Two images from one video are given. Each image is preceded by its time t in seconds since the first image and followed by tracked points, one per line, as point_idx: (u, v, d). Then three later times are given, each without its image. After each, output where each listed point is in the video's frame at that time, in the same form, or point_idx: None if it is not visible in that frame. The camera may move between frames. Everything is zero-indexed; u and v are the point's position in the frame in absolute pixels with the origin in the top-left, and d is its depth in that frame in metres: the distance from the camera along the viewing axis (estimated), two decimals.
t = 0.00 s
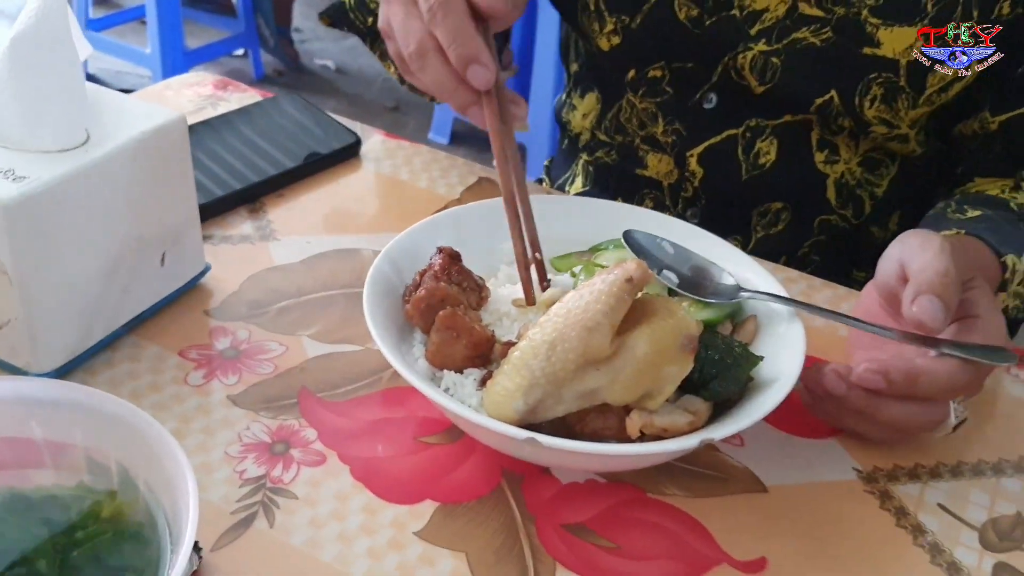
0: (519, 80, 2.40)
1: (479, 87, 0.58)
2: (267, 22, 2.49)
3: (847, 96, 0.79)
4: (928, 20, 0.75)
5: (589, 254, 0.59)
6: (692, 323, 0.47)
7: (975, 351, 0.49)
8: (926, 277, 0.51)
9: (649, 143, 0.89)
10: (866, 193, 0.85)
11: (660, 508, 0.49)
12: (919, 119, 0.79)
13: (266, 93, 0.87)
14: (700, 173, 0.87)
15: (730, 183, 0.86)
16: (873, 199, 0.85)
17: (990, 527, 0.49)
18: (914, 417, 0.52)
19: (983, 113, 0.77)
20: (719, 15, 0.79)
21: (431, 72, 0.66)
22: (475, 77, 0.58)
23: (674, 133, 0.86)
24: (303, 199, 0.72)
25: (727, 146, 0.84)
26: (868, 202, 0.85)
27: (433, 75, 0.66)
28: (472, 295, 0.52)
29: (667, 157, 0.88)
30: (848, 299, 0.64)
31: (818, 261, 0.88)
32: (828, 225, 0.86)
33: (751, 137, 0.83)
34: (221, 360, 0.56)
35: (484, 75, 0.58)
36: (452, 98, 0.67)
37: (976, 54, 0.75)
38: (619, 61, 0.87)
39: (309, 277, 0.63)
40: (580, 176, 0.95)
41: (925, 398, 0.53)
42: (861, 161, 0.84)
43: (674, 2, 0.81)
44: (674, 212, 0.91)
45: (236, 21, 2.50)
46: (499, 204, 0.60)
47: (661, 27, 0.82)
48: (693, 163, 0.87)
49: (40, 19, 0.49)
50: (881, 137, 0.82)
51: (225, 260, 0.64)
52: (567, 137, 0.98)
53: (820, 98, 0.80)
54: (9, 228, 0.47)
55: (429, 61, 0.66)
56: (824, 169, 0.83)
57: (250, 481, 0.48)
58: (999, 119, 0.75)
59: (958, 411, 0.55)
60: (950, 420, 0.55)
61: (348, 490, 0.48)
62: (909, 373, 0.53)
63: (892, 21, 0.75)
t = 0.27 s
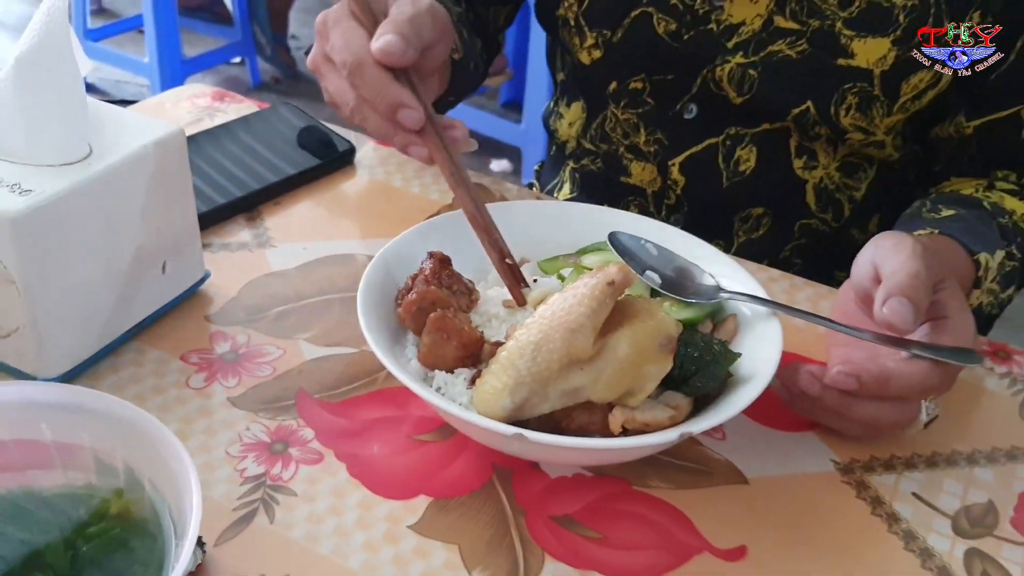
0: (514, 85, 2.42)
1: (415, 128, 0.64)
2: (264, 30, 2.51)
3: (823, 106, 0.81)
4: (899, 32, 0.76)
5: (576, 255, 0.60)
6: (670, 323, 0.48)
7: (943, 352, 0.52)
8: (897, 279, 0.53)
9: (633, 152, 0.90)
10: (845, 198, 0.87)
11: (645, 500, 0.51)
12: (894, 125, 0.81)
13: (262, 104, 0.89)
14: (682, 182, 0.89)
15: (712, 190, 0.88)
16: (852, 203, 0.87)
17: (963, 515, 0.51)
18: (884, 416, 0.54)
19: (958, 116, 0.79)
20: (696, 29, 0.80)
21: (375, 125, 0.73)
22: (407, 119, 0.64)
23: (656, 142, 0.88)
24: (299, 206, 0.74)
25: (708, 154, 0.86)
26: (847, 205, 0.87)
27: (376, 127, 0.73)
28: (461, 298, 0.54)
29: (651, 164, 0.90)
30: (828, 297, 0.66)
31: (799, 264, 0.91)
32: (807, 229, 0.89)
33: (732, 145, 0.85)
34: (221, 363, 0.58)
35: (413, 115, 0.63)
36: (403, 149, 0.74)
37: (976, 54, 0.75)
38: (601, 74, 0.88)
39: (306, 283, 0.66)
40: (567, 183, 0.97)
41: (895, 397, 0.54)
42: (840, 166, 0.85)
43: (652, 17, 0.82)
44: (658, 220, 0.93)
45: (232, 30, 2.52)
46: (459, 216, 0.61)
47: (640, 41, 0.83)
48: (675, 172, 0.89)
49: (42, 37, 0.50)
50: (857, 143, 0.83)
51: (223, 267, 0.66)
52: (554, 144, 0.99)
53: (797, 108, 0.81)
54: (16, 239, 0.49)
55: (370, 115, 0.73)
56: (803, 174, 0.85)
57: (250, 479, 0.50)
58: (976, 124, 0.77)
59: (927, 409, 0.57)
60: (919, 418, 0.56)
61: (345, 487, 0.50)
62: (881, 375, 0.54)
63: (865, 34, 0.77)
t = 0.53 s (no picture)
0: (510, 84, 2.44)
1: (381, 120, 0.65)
2: (263, 30, 2.53)
3: (808, 107, 0.82)
4: (882, 32, 0.77)
5: (569, 247, 0.62)
6: (658, 310, 0.50)
7: (923, 340, 0.53)
8: (880, 267, 0.54)
9: (624, 150, 0.91)
10: (832, 192, 0.88)
11: (634, 483, 0.52)
12: (878, 122, 0.83)
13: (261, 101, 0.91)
14: (673, 178, 0.90)
15: (702, 186, 0.90)
16: (839, 198, 0.89)
17: (943, 496, 0.53)
18: (866, 401, 0.55)
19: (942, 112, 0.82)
20: (685, 31, 0.82)
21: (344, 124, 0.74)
22: (370, 114, 0.65)
23: (647, 140, 0.90)
24: (299, 201, 0.75)
25: (698, 152, 0.88)
26: (834, 200, 0.89)
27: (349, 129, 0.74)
28: (456, 288, 0.56)
29: (642, 161, 0.91)
30: (814, 288, 0.67)
31: (787, 258, 0.93)
32: (796, 224, 0.90)
33: (721, 143, 0.87)
34: (223, 352, 0.60)
35: (374, 107, 0.65)
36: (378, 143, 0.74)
37: (976, 54, 0.76)
38: (592, 73, 0.89)
39: (305, 275, 0.67)
40: (561, 180, 0.98)
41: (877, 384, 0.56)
42: (826, 162, 0.87)
43: (642, 18, 0.83)
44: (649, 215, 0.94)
45: (231, 30, 2.54)
46: (452, 208, 0.63)
47: (631, 41, 0.85)
48: (667, 168, 0.90)
49: (52, 35, 0.52)
50: (843, 139, 0.85)
51: (225, 260, 0.68)
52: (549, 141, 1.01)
53: (784, 107, 0.83)
54: (24, 231, 0.51)
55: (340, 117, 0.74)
56: (791, 171, 0.87)
57: (252, 462, 0.52)
58: (959, 120, 0.80)
59: (908, 394, 0.57)
60: (899, 403, 0.57)
61: (343, 470, 0.52)
62: (863, 362, 0.56)
63: (849, 34, 0.78)
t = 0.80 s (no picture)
0: (504, 80, 2.45)
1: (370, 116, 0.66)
2: (257, 28, 2.54)
3: (788, 91, 0.83)
4: (859, 19, 0.79)
5: (552, 226, 0.63)
6: (634, 282, 0.52)
7: (895, 313, 0.55)
8: (853, 241, 0.55)
9: (609, 136, 0.93)
10: (813, 177, 0.89)
11: (612, 452, 0.54)
12: (858, 107, 0.84)
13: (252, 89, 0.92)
14: (656, 164, 0.92)
15: (686, 170, 0.91)
16: (820, 182, 0.90)
17: (915, 465, 0.54)
18: (840, 372, 0.57)
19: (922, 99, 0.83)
20: (668, 17, 0.83)
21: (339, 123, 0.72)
22: (359, 110, 0.66)
23: (631, 126, 0.91)
24: (287, 185, 0.77)
25: (682, 137, 0.90)
26: (815, 185, 0.90)
27: (343, 126, 0.72)
28: (439, 264, 0.57)
29: (626, 147, 0.93)
30: (793, 267, 0.69)
31: (770, 243, 0.94)
32: (778, 208, 0.91)
33: (703, 129, 0.88)
34: (211, 330, 0.61)
35: (363, 103, 0.65)
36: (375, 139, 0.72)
37: (976, 54, 0.77)
38: (577, 60, 0.90)
39: (293, 256, 0.68)
40: (547, 166, 0.98)
41: (848, 355, 0.57)
42: (807, 148, 0.88)
43: (625, 4, 0.85)
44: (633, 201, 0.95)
45: (226, 28, 2.55)
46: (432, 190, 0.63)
47: (615, 28, 0.86)
48: (650, 154, 0.92)
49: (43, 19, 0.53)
50: (823, 125, 0.86)
51: (214, 241, 0.69)
52: (536, 129, 1.01)
53: (764, 93, 0.84)
54: (15, 208, 0.52)
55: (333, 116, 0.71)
56: (771, 156, 0.88)
57: (239, 434, 0.53)
58: (937, 106, 0.81)
59: (879, 365, 0.59)
60: (871, 375, 0.59)
61: (328, 441, 0.53)
62: (833, 333, 0.57)
63: (828, 20, 0.80)
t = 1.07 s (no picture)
0: (494, 71, 2.45)
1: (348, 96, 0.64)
2: (246, 20, 2.53)
3: (772, 66, 0.83)
4: None
5: (536, 198, 0.63)
6: (616, 249, 0.51)
7: (878, 280, 0.54)
8: (837, 207, 0.55)
9: (595, 114, 0.93)
10: (799, 153, 0.90)
11: (596, 420, 0.53)
12: (842, 82, 0.84)
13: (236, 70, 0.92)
14: (642, 142, 0.92)
15: (672, 150, 0.91)
16: (806, 159, 0.90)
17: (900, 432, 0.54)
18: (824, 341, 0.56)
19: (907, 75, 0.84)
20: None
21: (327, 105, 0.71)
22: (338, 90, 0.63)
23: (616, 103, 0.91)
24: (271, 163, 0.76)
25: (665, 116, 0.90)
26: (802, 162, 0.90)
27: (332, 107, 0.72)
28: (421, 234, 0.57)
29: (612, 125, 0.93)
30: (779, 240, 0.68)
31: (756, 221, 0.94)
32: (764, 184, 0.91)
33: (689, 105, 0.88)
34: (193, 304, 0.60)
35: (342, 83, 0.63)
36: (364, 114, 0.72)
37: (976, 54, 0.76)
38: (563, 38, 0.90)
39: (276, 231, 0.68)
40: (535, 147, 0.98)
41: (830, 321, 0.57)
42: (792, 124, 0.88)
43: None
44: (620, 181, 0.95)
45: (215, 20, 2.54)
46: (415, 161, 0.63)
47: (600, 5, 0.86)
48: (635, 131, 0.92)
49: None
50: (808, 100, 0.86)
51: (196, 218, 0.68)
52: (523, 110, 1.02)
53: (749, 68, 0.84)
54: None
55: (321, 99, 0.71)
56: (757, 132, 0.88)
57: (220, 405, 0.52)
58: (921, 79, 0.82)
59: (863, 333, 0.57)
60: (854, 341, 0.57)
61: (310, 412, 0.53)
62: (817, 300, 0.57)
63: None
